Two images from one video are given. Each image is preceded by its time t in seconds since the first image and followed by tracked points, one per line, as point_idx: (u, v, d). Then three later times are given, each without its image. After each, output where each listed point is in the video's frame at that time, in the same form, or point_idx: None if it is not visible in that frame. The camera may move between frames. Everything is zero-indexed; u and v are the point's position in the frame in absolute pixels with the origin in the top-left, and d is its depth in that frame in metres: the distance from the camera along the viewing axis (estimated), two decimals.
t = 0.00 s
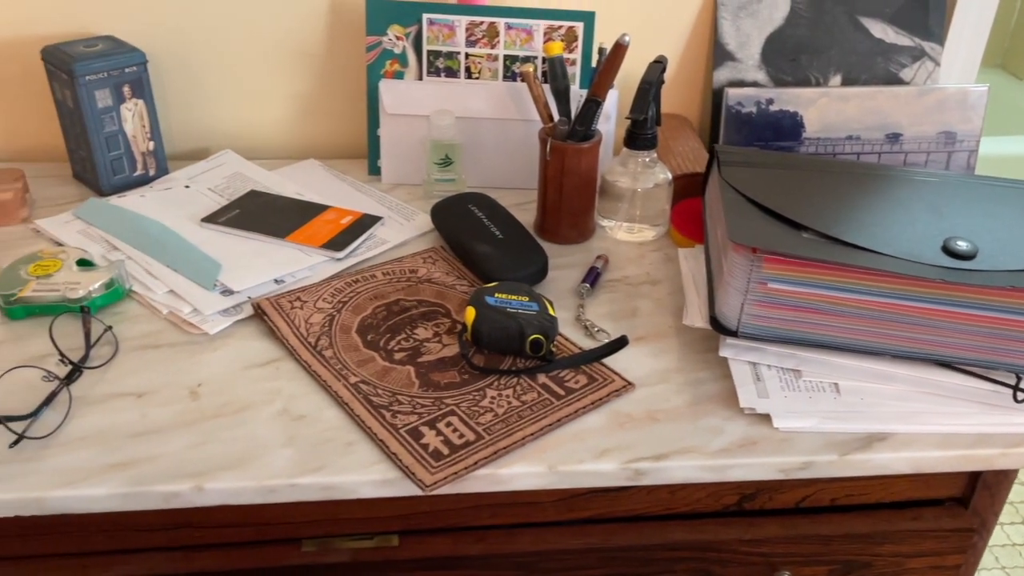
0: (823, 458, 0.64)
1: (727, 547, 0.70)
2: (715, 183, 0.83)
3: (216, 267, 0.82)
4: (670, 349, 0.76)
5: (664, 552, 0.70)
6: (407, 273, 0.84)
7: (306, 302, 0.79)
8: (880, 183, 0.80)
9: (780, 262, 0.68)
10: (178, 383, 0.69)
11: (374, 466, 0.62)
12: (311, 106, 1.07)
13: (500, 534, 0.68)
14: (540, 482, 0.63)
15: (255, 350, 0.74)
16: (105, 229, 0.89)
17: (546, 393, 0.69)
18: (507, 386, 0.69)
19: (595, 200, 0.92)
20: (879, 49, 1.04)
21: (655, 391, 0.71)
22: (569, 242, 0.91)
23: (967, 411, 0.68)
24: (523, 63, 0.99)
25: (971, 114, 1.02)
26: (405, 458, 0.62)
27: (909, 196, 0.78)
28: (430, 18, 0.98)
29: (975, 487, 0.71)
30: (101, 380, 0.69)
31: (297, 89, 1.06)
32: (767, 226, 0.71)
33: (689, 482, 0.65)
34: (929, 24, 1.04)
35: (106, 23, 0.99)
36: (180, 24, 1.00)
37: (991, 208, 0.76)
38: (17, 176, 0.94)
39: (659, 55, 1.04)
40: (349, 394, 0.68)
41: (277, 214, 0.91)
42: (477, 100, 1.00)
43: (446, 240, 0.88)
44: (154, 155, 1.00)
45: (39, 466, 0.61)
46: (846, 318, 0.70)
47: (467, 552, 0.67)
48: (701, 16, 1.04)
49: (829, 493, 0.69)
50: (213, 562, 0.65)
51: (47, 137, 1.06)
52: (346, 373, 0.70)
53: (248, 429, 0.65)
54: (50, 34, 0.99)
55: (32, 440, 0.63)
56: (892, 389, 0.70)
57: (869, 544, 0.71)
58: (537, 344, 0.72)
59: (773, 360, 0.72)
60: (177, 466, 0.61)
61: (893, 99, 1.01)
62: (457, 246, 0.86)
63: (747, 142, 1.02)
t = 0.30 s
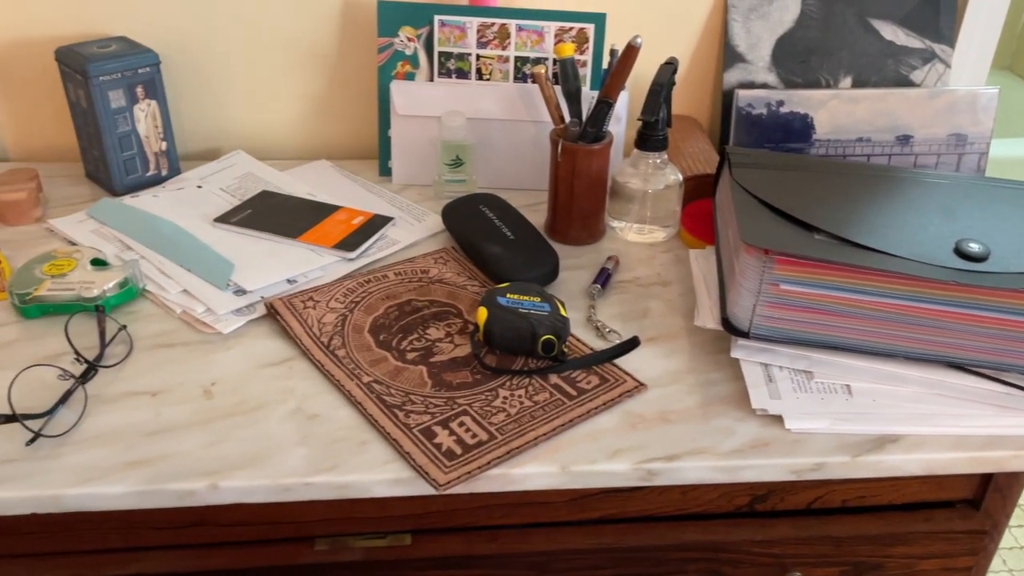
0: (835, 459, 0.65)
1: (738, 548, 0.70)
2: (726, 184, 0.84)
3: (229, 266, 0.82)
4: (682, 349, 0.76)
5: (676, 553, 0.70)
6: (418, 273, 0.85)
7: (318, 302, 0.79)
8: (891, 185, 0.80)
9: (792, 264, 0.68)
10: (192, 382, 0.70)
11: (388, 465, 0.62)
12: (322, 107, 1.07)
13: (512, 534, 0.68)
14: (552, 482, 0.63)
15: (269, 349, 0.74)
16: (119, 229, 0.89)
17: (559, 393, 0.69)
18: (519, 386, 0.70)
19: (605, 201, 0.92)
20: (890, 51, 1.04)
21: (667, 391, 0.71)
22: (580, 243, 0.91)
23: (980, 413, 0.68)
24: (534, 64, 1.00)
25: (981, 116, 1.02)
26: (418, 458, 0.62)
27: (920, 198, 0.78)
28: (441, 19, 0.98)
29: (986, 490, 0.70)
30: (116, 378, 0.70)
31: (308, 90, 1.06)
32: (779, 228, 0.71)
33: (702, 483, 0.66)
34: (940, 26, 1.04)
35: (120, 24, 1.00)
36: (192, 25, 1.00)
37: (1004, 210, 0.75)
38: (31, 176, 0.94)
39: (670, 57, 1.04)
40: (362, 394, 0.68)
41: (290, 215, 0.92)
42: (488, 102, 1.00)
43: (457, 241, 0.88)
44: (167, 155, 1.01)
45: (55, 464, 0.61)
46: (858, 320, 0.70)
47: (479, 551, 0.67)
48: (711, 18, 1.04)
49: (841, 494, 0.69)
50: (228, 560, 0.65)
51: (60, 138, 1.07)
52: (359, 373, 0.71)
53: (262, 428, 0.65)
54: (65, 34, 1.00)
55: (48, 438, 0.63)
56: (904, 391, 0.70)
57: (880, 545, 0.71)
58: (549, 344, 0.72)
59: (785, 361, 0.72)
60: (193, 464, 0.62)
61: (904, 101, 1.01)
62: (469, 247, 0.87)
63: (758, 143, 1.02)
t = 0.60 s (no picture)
0: (847, 460, 0.65)
1: (749, 548, 0.70)
2: (736, 185, 0.84)
3: (241, 266, 0.82)
4: (693, 350, 0.76)
5: (686, 553, 0.70)
6: (429, 273, 0.85)
7: (330, 302, 0.80)
8: (902, 187, 0.80)
9: (804, 265, 0.68)
10: (205, 381, 0.70)
11: (401, 464, 0.63)
12: (333, 108, 1.08)
13: (524, 533, 0.68)
14: (564, 481, 0.64)
15: (281, 349, 0.75)
16: (132, 228, 0.90)
17: (570, 393, 0.69)
18: (531, 386, 0.70)
19: (616, 202, 0.93)
20: (900, 53, 1.04)
21: (678, 392, 0.71)
22: (590, 243, 0.92)
23: (992, 415, 0.68)
24: (544, 66, 1.00)
25: (992, 118, 1.01)
26: (431, 457, 0.63)
27: (932, 200, 0.78)
28: (452, 20, 0.98)
29: (997, 492, 0.70)
30: (130, 377, 0.70)
31: (319, 91, 1.06)
32: (790, 229, 0.71)
33: (713, 483, 0.66)
34: (950, 28, 1.04)
35: (133, 25, 1.00)
36: (205, 25, 1.01)
37: (1015, 212, 0.75)
38: (45, 176, 0.95)
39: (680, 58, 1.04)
40: (374, 393, 0.69)
41: (301, 215, 0.92)
42: (499, 103, 1.00)
43: (468, 241, 0.88)
44: (179, 155, 1.01)
45: (71, 462, 0.62)
46: (869, 321, 0.70)
47: (491, 550, 0.68)
48: (722, 19, 1.04)
49: (852, 496, 0.69)
50: (241, 557, 0.66)
51: (73, 138, 1.07)
52: (371, 372, 0.71)
53: (276, 427, 0.66)
54: (78, 35, 1.00)
55: (64, 436, 0.64)
56: (915, 393, 0.70)
57: (891, 546, 0.71)
58: (561, 344, 0.72)
59: (796, 362, 0.73)
60: (207, 462, 0.62)
61: (914, 103, 1.01)
62: (480, 247, 0.87)
63: (767, 145, 1.02)
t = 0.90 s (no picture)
0: (858, 461, 0.65)
1: (760, 549, 0.70)
2: (747, 186, 0.84)
3: (252, 265, 0.83)
4: (703, 351, 0.76)
5: (697, 553, 0.70)
6: (439, 273, 0.85)
7: (341, 301, 0.80)
8: (913, 188, 0.80)
9: (815, 266, 0.68)
10: (218, 379, 0.71)
11: (413, 462, 0.63)
12: (343, 108, 1.08)
13: (534, 533, 0.68)
14: (575, 481, 0.64)
15: (292, 347, 0.75)
16: (143, 227, 0.90)
17: (581, 393, 0.69)
18: (541, 385, 0.70)
19: (625, 202, 0.93)
20: (910, 54, 1.03)
21: (689, 392, 0.71)
22: (599, 244, 0.92)
23: (1004, 416, 0.68)
24: (554, 66, 1.00)
25: (1002, 119, 1.01)
26: (442, 456, 0.63)
27: (943, 201, 0.78)
28: (461, 21, 0.98)
29: (1009, 493, 0.70)
30: (143, 375, 0.71)
31: (329, 91, 1.07)
32: (801, 230, 0.71)
33: (724, 483, 0.66)
34: (961, 29, 1.03)
35: (145, 24, 1.01)
36: (216, 26, 1.01)
37: None
38: (57, 175, 0.95)
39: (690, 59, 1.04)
40: (386, 392, 0.69)
41: (312, 214, 0.92)
42: (509, 103, 1.00)
43: (478, 241, 0.89)
44: (189, 155, 1.01)
45: (85, 459, 0.62)
46: (880, 322, 0.70)
47: (501, 549, 0.68)
48: (732, 20, 1.04)
49: (862, 496, 0.69)
50: (253, 555, 0.66)
51: (83, 137, 1.08)
52: (383, 371, 0.71)
53: (288, 425, 0.66)
54: (90, 35, 1.01)
55: (77, 433, 0.64)
56: (927, 394, 0.70)
57: (902, 547, 0.71)
58: (571, 344, 0.72)
59: (807, 363, 0.73)
60: (220, 460, 0.62)
61: (924, 104, 1.01)
62: (489, 247, 0.87)
63: (778, 146, 1.03)
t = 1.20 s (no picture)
0: (869, 462, 0.65)
1: (769, 550, 0.70)
2: (757, 186, 0.84)
3: (263, 265, 0.83)
4: (713, 351, 0.76)
5: (706, 553, 0.70)
6: (449, 273, 0.85)
7: (351, 301, 0.80)
8: (924, 189, 0.80)
9: (826, 266, 0.68)
10: (228, 378, 0.71)
11: (424, 461, 0.63)
12: (352, 108, 1.08)
13: (544, 533, 0.68)
14: (586, 481, 0.64)
15: (303, 347, 0.75)
16: (154, 227, 0.90)
17: (591, 393, 0.70)
18: (551, 385, 0.70)
19: (635, 203, 0.93)
20: (920, 55, 1.03)
21: (699, 392, 0.71)
22: (608, 244, 0.92)
23: (1015, 418, 0.68)
24: (564, 67, 1.00)
25: (1013, 120, 1.01)
26: (453, 455, 0.63)
27: (954, 202, 0.77)
28: (471, 21, 0.99)
29: (1019, 495, 0.70)
30: (155, 374, 0.71)
31: (339, 91, 1.07)
32: (812, 230, 0.71)
33: (734, 484, 0.66)
34: (971, 30, 1.03)
35: (156, 24, 1.01)
36: (227, 26, 1.02)
37: None
38: (68, 174, 0.96)
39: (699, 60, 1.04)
40: (396, 391, 0.69)
41: (322, 214, 0.93)
42: (518, 103, 1.01)
43: (487, 241, 0.89)
44: (199, 155, 1.02)
45: (97, 456, 0.62)
46: (890, 323, 0.70)
47: (511, 549, 0.68)
48: (741, 21, 1.04)
49: (873, 497, 0.69)
50: (263, 553, 0.66)
51: (94, 137, 1.08)
52: (393, 371, 0.71)
53: (299, 424, 0.66)
54: (102, 35, 1.01)
55: (89, 431, 0.64)
56: (938, 395, 0.70)
57: (912, 549, 0.71)
58: (581, 344, 0.72)
59: (818, 364, 0.72)
60: (231, 459, 0.63)
61: (934, 105, 1.01)
62: (499, 247, 0.87)
63: (787, 147, 1.03)
